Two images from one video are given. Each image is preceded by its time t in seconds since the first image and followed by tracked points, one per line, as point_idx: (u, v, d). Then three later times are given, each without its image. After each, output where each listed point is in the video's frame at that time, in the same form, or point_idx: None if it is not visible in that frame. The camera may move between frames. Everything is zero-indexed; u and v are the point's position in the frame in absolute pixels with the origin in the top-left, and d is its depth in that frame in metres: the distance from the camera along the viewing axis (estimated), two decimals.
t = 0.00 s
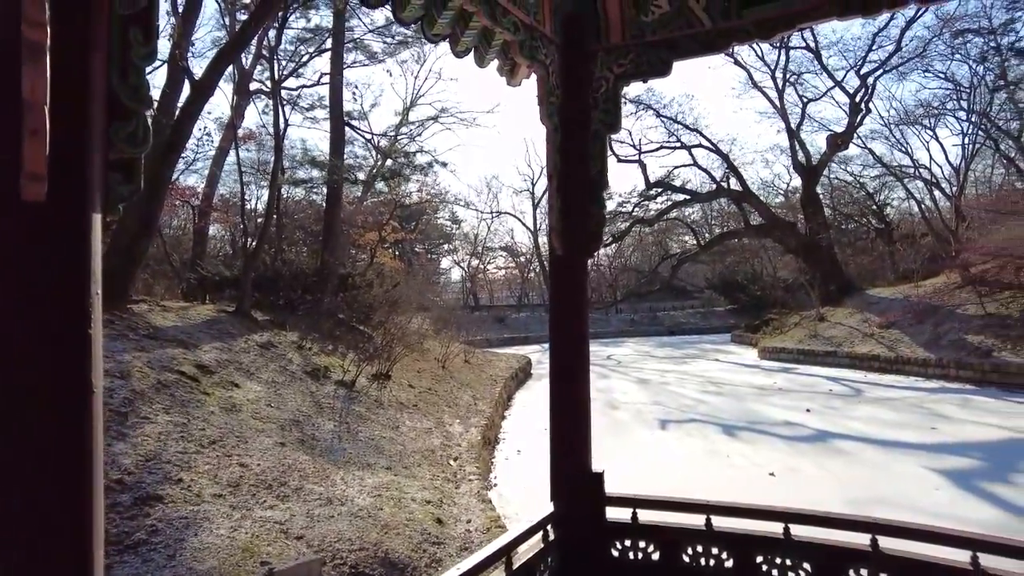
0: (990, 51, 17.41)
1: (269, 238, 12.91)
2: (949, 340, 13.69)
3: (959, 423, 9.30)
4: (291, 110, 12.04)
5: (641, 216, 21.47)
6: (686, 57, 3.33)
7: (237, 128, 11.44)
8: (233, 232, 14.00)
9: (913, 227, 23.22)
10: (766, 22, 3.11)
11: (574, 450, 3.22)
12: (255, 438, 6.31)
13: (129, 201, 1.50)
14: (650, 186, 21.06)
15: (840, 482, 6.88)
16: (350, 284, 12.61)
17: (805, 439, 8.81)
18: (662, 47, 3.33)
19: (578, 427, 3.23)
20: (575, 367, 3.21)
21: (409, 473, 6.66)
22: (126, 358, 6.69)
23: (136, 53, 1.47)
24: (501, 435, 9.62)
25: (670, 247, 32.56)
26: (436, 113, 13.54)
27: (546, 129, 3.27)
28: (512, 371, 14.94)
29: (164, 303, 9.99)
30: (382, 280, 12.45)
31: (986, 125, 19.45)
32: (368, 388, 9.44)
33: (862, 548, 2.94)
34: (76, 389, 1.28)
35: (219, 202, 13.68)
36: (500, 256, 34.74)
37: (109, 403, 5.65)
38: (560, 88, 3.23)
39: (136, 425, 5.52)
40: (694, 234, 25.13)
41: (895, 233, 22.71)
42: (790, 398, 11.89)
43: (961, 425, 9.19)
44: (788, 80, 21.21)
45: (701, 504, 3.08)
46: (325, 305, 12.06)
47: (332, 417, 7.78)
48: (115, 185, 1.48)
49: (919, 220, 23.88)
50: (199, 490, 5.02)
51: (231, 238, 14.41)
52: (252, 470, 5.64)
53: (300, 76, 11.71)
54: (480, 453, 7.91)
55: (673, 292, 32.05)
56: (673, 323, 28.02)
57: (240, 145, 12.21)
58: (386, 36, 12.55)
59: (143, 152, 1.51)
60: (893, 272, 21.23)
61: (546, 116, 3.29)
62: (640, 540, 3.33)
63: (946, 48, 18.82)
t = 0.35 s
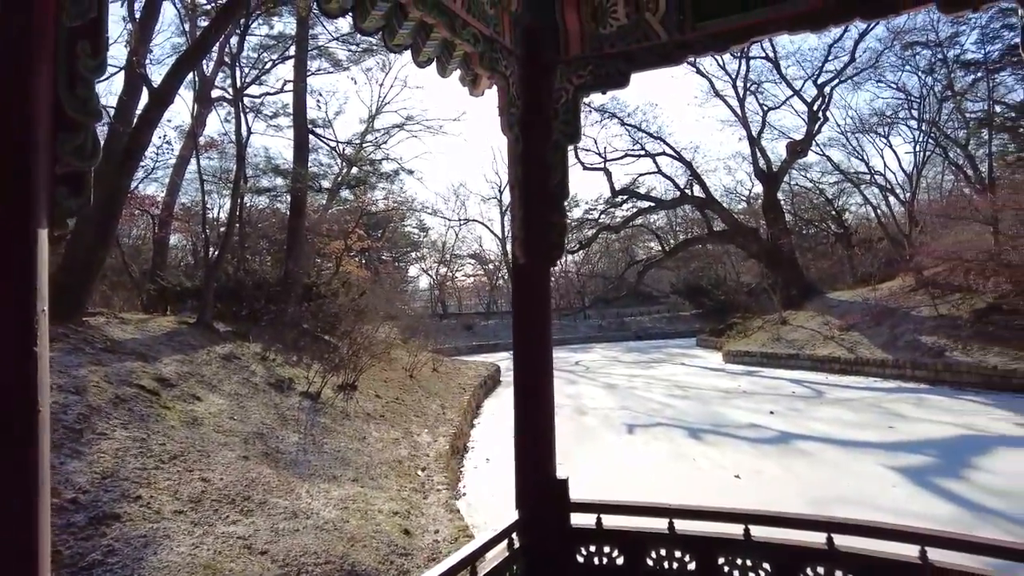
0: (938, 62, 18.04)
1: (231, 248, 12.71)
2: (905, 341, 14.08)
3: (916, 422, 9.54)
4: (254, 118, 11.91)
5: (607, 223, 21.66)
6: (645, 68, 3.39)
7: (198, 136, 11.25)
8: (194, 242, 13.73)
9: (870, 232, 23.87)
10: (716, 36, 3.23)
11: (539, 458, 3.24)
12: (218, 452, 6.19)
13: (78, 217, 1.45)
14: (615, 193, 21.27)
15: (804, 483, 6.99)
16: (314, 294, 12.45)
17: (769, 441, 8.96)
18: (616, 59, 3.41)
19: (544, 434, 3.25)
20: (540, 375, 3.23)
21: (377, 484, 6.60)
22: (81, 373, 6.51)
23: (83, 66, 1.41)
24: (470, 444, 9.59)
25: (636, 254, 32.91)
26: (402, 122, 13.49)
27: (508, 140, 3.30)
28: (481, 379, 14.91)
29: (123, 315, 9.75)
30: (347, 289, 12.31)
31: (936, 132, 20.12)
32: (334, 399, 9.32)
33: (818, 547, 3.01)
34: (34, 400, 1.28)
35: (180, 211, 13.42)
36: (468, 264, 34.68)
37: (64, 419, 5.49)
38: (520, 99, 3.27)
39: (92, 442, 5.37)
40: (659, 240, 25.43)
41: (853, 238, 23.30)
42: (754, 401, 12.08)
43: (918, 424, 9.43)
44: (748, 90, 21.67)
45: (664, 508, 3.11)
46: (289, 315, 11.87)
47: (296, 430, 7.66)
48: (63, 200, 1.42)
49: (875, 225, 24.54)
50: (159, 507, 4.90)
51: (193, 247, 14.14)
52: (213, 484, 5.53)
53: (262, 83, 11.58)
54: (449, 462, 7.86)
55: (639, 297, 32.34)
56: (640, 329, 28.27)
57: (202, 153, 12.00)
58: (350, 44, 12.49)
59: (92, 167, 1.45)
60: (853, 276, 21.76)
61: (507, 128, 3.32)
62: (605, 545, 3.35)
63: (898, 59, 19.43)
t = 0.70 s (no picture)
0: (880, 76, 18.73)
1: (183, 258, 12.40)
2: (854, 344, 14.51)
3: (866, 422, 9.83)
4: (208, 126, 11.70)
5: (567, 231, 21.83)
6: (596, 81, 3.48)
7: (148, 145, 10.97)
8: (145, 252, 13.36)
9: (820, 238, 24.56)
10: (664, 52, 3.36)
11: (497, 467, 3.24)
12: (170, 469, 6.03)
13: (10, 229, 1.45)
14: (574, 201, 21.48)
15: (761, 485, 7.13)
16: (271, 305, 12.22)
17: (726, 444, 9.12)
18: (568, 71, 3.50)
19: (502, 443, 3.25)
20: (497, 384, 3.24)
21: (335, 499, 6.49)
22: (24, 390, 6.28)
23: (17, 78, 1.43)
24: (431, 455, 9.52)
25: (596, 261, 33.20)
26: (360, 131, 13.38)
27: (463, 150, 3.31)
28: (442, 389, 14.81)
29: (68, 329, 9.42)
30: (304, 300, 12.12)
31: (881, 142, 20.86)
32: (290, 412, 9.16)
33: (768, 547, 3.08)
34: None
35: (130, 221, 13.04)
36: (428, 273, 34.48)
37: (3, 440, 5.28)
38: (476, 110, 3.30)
39: (33, 462, 5.18)
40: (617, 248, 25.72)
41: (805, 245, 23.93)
42: (712, 405, 12.29)
43: (868, 424, 9.71)
44: (702, 100, 22.15)
45: (619, 513, 3.14)
46: (244, 327, 11.61)
47: (252, 444, 7.51)
48: None
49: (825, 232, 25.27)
50: (105, 528, 4.75)
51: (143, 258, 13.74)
52: (165, 502, 5.38)
53: (216, 90, 11.38)
54: (409, 473, 7.79)
55: (600, 305, 32.60)
56: (601, 336, 28.46)
57: (152, 162, 11.73)
58: (307, 52, 12.36)
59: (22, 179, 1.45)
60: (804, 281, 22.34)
61: (463, 138, 3.34)
62: (562, 551, 3.37)
63: (843, 72, 20.12)
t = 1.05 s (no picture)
0: (824, 91, 19.41)
1: (128, 270, 12.01)
2: (803, 349, 14.91)
3: (814, 425, 10.10)
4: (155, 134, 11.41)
5: (523, 241, 21.91)
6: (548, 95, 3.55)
7: (92, 153, 10.64)
8: (88, 264, 12.89)
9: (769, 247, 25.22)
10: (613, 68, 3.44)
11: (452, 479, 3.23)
12: (113, 489, 5.83)
13: None
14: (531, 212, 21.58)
15: (714, 490, 7.25)
16: (221, 318, 11.92)
17: (682, 450, 9.25)
18: (519, 85, 3.53)
19: (456, 454, 3.25)
20: (451, 395, 3.23)
21: (289, 515, 6.36)
22: None
23: None
24: (388, 468, 9.41)
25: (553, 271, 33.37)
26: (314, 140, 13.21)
27: (416, 162, 3.31)
28: (399, 401, 14.64)
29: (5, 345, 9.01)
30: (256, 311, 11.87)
31: (825, 155, 21.61)
32: (241, 428, 8.94)
33: (719, 551, 3.13)
34: None
35: (71, 231, 12.57)
36: (385, 283, 34.12)
37: None
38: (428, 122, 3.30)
39: None
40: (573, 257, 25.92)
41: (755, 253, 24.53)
42: (668, 411, 12.46)
43: (816, 427, 9.98)
44: (654, 113, 22.57)
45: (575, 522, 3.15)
46: (193, 340, 11.28)
47: (201, 461, 7.31)
48: None
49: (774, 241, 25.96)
50: (41, 554, 4.56)
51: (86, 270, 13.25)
52: (107, 525, 5.19)
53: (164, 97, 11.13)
54: (365, 487, 7.68)
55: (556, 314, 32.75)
56: (558, 345, 28.58)
57: (96, 170, 11.37)
58: (260, 60, 12.19)
59: None
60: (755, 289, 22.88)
61: (415, 150, 3.34)
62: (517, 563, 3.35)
63: (789, 87, 20.79)
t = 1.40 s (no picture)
0: (773, 106, 19.96)
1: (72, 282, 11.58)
2: (756, 357, 15.22)
3: (767, 432, 10.32)
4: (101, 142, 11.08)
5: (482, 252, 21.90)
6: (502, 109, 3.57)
7: (32, 161, 10.26)
8: (28, 276, 12.40)
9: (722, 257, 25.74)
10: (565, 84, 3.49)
11: (406, 490, 3.22)
12: (51, 512, 5.60)
13: None
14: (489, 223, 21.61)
15: (670, 497, 7.35)
16: (170, 331, 11.58)
17: (639, 458, 9.34)
18: (474, 99, 3.55)
19: (411, 465, 3.24)
20: (407, 405, 3.22)
21: (240, 533, 6.21)
22: None
23: None
24: (344, 483, 9.25)
25: (511, 281, 33.38)
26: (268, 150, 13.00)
27: (372, 174, 3.32)
28: (356, 414, 14.41)
29: None
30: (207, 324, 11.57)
31: (775, 167, 22.21)
32: (192, 444, 8.69)
33: (672, 559, 3.16)
34: None
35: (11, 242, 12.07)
36: (342, 294, 33.65)
37: None
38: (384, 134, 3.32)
39: None
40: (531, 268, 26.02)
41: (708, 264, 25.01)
42: (626, 420, 12.56)
43: (768, 433, 10.20)
44: (610, 125, 22.87)
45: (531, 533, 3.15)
46: (141, 355, 10.93)
47: (148, 479, 7.08)
48: None
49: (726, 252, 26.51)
50: None
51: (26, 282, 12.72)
52: (45, 550, 4.99)
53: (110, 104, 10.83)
54: (320, 504, 7.53)
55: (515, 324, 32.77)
56: (517, 355, 28.58)
57: (36, 178, 10.97)
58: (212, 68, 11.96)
59: None
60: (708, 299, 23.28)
61: (371, 161, 3.34)
62: None
63: (740, 101, 21.32)
